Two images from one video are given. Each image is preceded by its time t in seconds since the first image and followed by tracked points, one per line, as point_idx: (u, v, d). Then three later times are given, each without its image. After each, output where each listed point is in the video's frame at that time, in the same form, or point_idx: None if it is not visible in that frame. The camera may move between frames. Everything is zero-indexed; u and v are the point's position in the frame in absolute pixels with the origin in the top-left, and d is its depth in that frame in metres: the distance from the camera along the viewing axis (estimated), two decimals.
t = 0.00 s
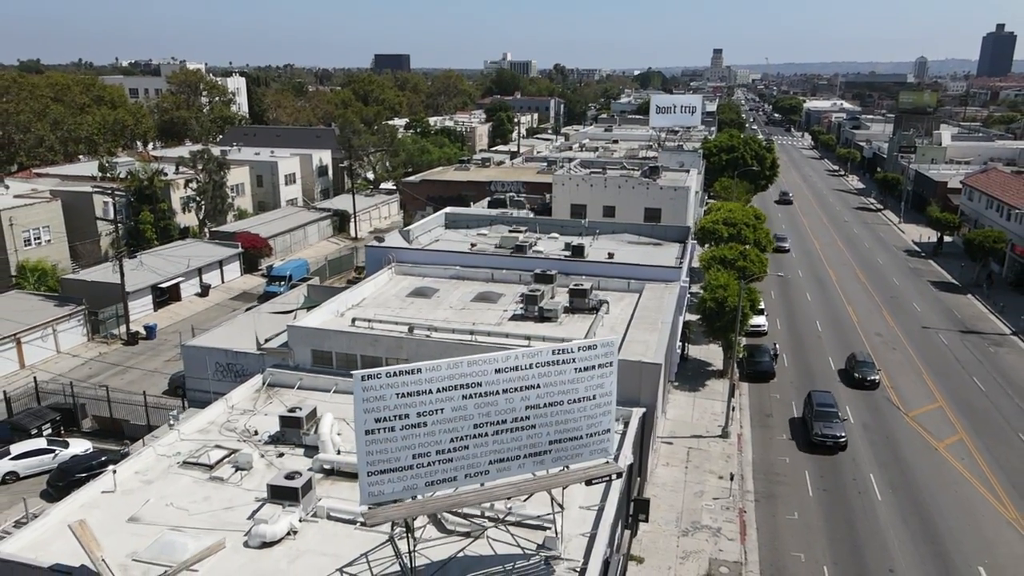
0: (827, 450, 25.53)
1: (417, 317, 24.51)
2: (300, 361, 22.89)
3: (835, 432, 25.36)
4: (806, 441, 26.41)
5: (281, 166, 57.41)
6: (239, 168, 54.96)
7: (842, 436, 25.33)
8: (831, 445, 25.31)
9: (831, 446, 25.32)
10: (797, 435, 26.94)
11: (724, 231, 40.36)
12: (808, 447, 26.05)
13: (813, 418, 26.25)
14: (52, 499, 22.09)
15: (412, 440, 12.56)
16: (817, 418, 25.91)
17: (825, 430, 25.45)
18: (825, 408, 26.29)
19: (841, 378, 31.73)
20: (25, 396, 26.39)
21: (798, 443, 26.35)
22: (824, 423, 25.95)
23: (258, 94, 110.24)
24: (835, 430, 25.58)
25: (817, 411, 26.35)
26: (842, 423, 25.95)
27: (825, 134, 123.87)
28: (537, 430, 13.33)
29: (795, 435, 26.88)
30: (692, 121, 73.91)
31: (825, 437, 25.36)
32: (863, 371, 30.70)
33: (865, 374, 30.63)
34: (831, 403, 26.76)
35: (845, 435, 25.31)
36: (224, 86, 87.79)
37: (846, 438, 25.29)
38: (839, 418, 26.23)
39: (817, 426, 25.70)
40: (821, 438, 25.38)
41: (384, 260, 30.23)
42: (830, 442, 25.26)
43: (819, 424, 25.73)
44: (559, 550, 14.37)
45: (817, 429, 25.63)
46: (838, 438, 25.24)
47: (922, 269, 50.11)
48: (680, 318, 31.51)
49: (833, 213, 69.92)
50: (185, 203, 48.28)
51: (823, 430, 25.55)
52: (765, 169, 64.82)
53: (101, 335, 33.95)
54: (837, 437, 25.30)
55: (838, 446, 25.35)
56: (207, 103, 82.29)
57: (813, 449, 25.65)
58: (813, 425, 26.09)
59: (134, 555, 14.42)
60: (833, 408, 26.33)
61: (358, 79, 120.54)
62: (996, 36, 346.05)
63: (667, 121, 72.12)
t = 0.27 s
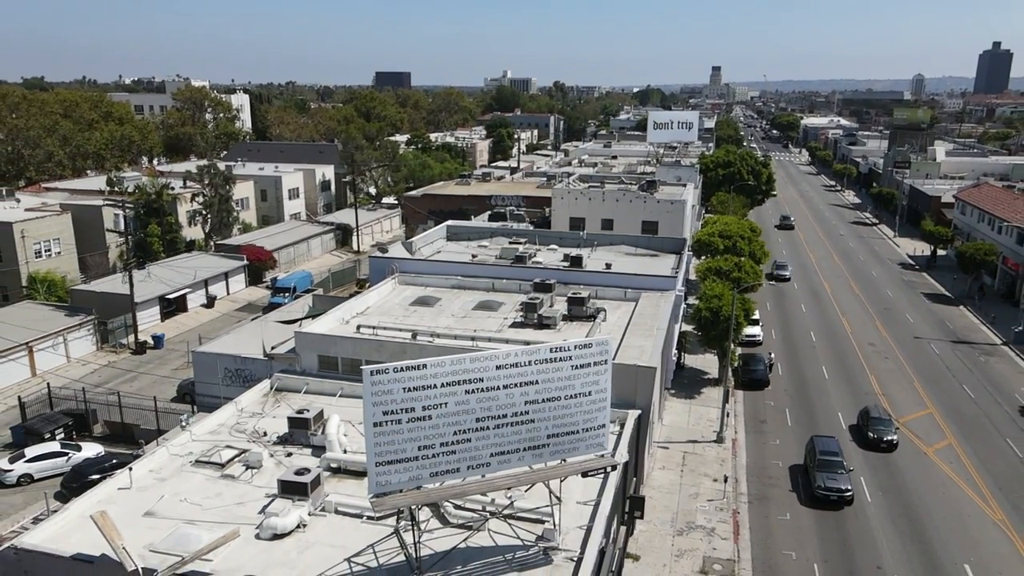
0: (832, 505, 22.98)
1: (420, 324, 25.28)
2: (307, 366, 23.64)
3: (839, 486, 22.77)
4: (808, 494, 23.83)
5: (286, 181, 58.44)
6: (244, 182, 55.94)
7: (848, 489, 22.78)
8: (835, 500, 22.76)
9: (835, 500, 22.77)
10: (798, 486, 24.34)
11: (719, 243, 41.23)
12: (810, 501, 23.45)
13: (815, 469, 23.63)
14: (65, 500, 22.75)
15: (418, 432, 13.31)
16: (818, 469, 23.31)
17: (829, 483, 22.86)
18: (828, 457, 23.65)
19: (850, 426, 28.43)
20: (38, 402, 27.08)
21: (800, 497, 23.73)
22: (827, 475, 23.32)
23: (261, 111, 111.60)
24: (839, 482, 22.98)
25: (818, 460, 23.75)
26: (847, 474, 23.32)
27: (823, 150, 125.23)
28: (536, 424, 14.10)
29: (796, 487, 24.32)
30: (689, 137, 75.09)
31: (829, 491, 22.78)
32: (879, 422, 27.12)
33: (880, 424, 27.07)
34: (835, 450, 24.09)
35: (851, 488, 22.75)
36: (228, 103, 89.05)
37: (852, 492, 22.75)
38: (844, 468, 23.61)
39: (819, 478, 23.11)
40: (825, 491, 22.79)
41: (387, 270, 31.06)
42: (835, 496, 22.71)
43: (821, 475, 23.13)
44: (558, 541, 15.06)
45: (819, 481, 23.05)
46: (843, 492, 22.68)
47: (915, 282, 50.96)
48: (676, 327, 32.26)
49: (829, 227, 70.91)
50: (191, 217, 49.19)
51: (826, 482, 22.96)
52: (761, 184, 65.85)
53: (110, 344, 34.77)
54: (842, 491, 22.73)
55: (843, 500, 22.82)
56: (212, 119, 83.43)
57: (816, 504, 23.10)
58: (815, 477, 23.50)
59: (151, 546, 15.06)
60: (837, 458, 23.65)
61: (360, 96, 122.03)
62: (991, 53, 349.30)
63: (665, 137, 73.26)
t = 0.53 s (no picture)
0: (832, 510, 22.82)
1: (421, 325, 25.35)
2: (308, 367, 23.72)
3: (840, 491, 22.63)
4: (808, 499, 23.65)
5: (286, 182, 58.53)
6: (244, 184, 56.04)
7: (848, 495, 22.65)
8: (835, 505, 22.61)
9: (836, 506, 22.63)
10: (797, 491, 24.18)
11: (719, 244, 41.33)
12: (811, 506, 23.24)
13: (815, 474, 23.47)
14: (67, 499, 22.83)
15: (419, 432, 13.39)
16: (818, 473, 23.14)
17: (829, 488, 22.71)
18: (828, 462, 23.53)
19: (852, 434, 28.05)
20: (39, 402, 27.17)
21: (800, 502, 23.57)
22: (827, 480, 23.15)
23: (262, 112, 111.66)
24: (839, 487, 22.85)
25: (819, 465, 23.58)
26: (847, 479, 23.18)
27: (823, 151, 125.31)
28: (536, 424, 14.19)
29: (796, 491, 24.14)
30: (689, 139, 75.20)
31: (829, 496, 22.62)
32: (880, 428, 26.83)
33: (881, 430, 26.78)
34: (835, 454, 23.98)
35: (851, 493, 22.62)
36: (229, 104, 89.13)
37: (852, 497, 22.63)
38: (844, 473, 23.47)
39: (819, 483, 22.94)
40: (825, 497, 22.64)
41: (388, 271, 31.14)
42: (835, 501, 22.56)
43: (821, 480, 22.95)
44: (557, 540, 15.13)
45: (819, 486, 22.88)
46: (843, 497, 22.54)
47: (915, 283, 51.06)
48: (676, 328, 32.33)
49: (829, 229, 70.99)
50: (192, 218, 49.30)
51: (826, 487, 22.79)
52: (761, 185, 65.95)
53: (111, 345, 34.81)
54: (842, 496, 22.59)
55: (844, 505, 22.68)
56: (212, 120, 83.46)
57: (816, 510, 22.89)
58: (815, 482, 23.31)
59: (153, 545, 15.13)
60: (837, 462, 23.56)
61: (360, 98, 122.07)
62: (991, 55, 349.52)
63: (664, 138, 73.32)
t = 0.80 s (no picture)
0: (833, 516, 22.47)
1: (421, 325, 25.44)
2: (308, 367, 23.81)
3: (840, 496, 22.27)
4: (808, 505, 23.33)
5: (286, 184, 58.62)
6: (245, 185, 56.14)
7: (848, 499, 22.30)
8: (836, 510, 22.25)
9: (836, 511, 22.27)
10: (798, 496, 23.88)
11: (718, 245, 41.42)
12: (811, 512, 22.97)
13: (815, 478, 23.14)
14: (68, 499, 22.91)
15: (419, 431, 13.47)
16: (818, 478, 22.80)
17: (829, 493, 22.36)
18: (828, 466, 23.15)
19: (853, 439, 27.67)
20: (41, 403, 27.25)
21: (800, 508, 23.24)
22: (827, 484, 22.82)
23: (262, 114, 111.77)
24: (839, 492, 22.50)
25: (819, 469, 23.23)
26: (848, 484, 22.81)
27: (823, 153, 125.46)
28: (535, 423, 14.28)
29: (796, 497, 23.85)
30: (688, 140, 75.30)
31: (829, 501, 22.27)
32: (881, 434, 26.39)
33: (883, 436, 26.34)
34: (835, 459, 23.59)
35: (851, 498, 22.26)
36: (229, 106, 89.23)
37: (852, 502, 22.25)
38: (845, 477, 23.13)
39: (819, 488, 22.60)
40: (825, 502, 22.28)
41: (388, 272, 31.25)
42: (835, 506, 22.20)
43: (821, 485, 22.62)
44: (557, 539, 15.21)
45: (819, 491, 22.55)
46: (843, 502, 22.19)
47: (914, 284, 51.15)
48: (676, 329, 32.40)
49: (828, 230, 71.10)
50: (192, 219, 49.40)
51: (826, 492, 22.46)
52: (760, 187, 66.05)
53: (112, 346, 34.86)
54: (842, 501, 22.23)
55: (844, 511, 22.33)
56: (213, 121, 83.50)
57: (816, 516, 22.60)
58: (815, 487, 22.99)
59: (155, 544, 15.22)
60: (838, 467, 23.17)
61: (361, 100, 122.17)
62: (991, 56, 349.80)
63: (664, 140, 73.38)
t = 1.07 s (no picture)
0: (833, 521, 22.34)
1: (421, 326, 25.53)
2: (309, 368, 23.90)
3: (840, 501, 22.17)
4: (808, 510, 23.16)
5: (286, 185, 58.74)
6: (245, 187, 56.27)
7: (848, 505, 22.18)
8: (836, 516, 22.14)
9: (836, 516, 22.16)
10: (797, 501, 23.72)
11: (718, 247, 41.52)
12: (810, 516, 22.86)
13: (815, 483, 23.00)
14: (70, 499, 22.99)
15: (419, 430, 13.56)
16: (818, 484, 22.67)
17: (829, 499, 22.24)
18: (828, 471, 23.03)
19: (854, 445, 27.35)
20: (42, 403, 27.33)
21: (800, 512, 23.09)
22: (827, 490, 22.69)
23: (262, 116, 111.87)
24: (839, 497, 22.39)
25: (819, 474, 23.12)
26: (848, 489, 22.70)
27: (822, 155, 125.59)
28: (535, 423, 14.36)
29: (796, 502, 23.64)
30: (688, 142, 75.41)
31: (829, 507, 22.15)
32: (883, 440, 26.06)
33: (885, 442, 26.02)
34: (835, 464, 23.49)
35: (852, 504, 22.15)
36: (229, 107, 89.29)
37: (853, 507, 22.15)
38: (845, 482, 23.01)
39: (819, 493, 22.47)
40: (825, 507, 22.16)
41: (388, 273, 31.34)
42: (835, 512, 22.09)
43: (821, 490, 22.50)
44: (557, 538, 15.28)
45: (819, 496, 22.43)
46: (844, 508, 22.08)
47: (913, 285, 51.25)
48: (676, 329, 32.48)
49: (828, 231, 71.21)
50: (193, 220, 49.50)
51: (826, 497, 22.34)
52: (760, 188, 66.16)
53: (112, 346, 34.94)
54: (842, 506, 22.13)
55: (844, 516, 22.21)
56: (213, 123, 83.54)
57: (816, 521, 22.45)
58: (815, 492, 22.85)
59: (156, 543, 15.30)
60: (838, 472, 23.06)
61: (361, 101, 122.30)
62: (990, 58, 350.06)
63: (664, 142, 73.47)
